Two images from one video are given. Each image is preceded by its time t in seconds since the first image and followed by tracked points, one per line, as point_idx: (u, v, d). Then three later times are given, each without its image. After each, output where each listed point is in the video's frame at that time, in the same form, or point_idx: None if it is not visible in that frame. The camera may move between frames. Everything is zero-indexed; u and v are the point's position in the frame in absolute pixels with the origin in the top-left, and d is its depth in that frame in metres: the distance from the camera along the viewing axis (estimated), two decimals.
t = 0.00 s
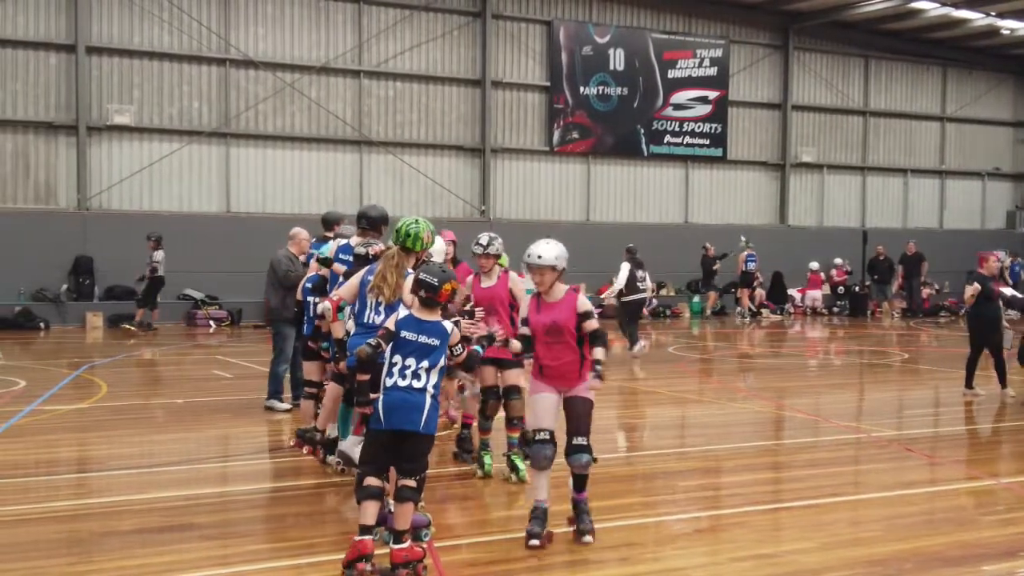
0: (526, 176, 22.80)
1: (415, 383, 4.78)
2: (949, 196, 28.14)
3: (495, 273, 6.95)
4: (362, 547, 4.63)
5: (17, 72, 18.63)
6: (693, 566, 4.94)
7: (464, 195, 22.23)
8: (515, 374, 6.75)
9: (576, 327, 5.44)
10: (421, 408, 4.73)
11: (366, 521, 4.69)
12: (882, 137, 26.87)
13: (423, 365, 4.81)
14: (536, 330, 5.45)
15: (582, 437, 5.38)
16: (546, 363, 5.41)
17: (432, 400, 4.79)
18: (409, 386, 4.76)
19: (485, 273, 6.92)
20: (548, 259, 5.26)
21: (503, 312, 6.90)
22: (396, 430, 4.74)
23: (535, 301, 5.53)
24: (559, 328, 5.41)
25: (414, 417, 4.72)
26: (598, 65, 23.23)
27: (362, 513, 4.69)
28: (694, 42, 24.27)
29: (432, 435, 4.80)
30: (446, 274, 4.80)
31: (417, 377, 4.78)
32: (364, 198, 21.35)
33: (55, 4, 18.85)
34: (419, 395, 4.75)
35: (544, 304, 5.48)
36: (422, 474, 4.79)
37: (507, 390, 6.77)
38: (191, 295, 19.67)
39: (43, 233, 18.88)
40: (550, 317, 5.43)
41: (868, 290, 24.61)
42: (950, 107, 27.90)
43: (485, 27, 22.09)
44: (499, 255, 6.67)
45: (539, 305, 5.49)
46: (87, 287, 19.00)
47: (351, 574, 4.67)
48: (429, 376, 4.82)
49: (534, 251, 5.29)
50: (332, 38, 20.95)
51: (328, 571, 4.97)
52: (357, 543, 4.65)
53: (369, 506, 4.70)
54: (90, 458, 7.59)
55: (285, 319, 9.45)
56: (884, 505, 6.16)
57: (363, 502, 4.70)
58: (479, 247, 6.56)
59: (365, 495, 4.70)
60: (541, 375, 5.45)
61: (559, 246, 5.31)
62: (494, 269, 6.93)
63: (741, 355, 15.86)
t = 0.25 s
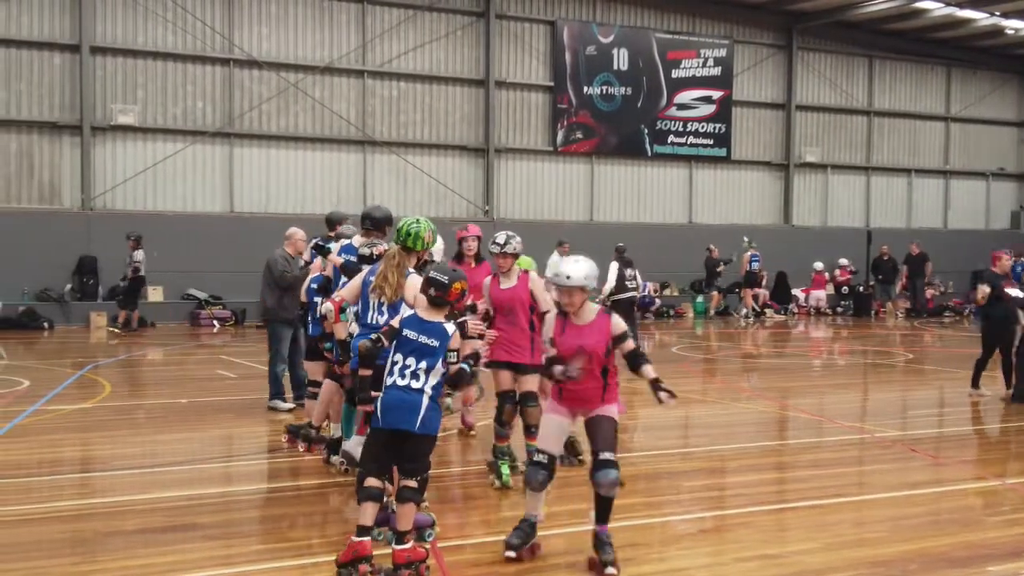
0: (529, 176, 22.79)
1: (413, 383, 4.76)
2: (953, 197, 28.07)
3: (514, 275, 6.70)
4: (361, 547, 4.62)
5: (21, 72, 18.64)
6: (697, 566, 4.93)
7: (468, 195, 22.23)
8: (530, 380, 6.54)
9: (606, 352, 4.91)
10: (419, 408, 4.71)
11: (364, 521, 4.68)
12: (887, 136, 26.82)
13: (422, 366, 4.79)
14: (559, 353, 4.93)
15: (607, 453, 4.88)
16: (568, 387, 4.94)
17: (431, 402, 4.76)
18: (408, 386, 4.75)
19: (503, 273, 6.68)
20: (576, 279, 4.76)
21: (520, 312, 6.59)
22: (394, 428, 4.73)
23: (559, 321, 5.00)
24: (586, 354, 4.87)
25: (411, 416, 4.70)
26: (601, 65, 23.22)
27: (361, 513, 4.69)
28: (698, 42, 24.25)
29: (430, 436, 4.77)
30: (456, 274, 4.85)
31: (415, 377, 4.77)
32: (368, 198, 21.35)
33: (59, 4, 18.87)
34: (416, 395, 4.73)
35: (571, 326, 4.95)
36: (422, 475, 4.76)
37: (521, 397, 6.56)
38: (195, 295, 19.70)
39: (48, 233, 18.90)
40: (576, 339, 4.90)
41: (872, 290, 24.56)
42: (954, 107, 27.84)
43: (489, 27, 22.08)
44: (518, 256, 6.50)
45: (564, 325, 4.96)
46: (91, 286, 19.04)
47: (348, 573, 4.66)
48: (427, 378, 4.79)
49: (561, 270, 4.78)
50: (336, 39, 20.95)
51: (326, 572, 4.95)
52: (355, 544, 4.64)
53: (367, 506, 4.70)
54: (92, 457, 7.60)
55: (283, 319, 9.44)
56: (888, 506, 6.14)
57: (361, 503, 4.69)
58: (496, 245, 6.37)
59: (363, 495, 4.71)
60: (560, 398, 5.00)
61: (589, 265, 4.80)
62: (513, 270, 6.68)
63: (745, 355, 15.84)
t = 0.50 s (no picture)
0: (535, 176, 22.77)
1: (421, 383, 4.75)
2: (959, 196, 27.99)
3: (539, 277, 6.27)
4: (358, 547, 4.56)
5: (27, 71, 18.64)
6: (706, 568, 4.90)
7: (473, 194, 22.22)
8: (557, 388, 6.26)
9: (678, 359, 4.63)
10: (425, 407, 4.68)
11: (365, 520, 4.65)
12: (893, 136, 26.75)
13: (430, 365, 4.78)
14: (630, 355, 4.63)
15: (661, 473, 4.49)
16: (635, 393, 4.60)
17: (437, 402, 4.72)
18: (415, 385, 4.74)
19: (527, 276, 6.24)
20: (662, 275, 4.45)
21: (546, 318, 6.20)
22: (400, 428, 4.71)
23: (633, 320, 4.68)
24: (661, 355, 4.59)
25: (417, 415, 4.67)
26: (607, 64, 23.19)
27: (363, 513, 4.67)
28: (703, 41, 24.21)
29: (437, 436, 4.72)
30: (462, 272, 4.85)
31: (423, 376, 4.76)
32: (374, 197, 21.34)
33: (65, 3, 18.87)
34: (423, 394, 4.70)
35: (646, 325, 4.64)
36: (428, 475, 4.70)
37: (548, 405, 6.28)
38: (200, 294, 19.72)
39: (53, 232, 18.91)
40: (650, 341, 4.60)
41: (878, 290, 24.51)
42: (961, 106, 27.75)
43: (494, 26, 22.05)
44: (541, 256, 6.08)
45: (637, 326, 4.65)
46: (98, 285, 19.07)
47: None
48: (435, 377, 4.77)
49: (646, 265, 4.48)
50: (342, 37, 20.94)
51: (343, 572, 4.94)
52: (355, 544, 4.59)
53: (369, 506, 4.69)
54: (99, 457, 7.59)
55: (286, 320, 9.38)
56: (897, 507, 6.12)
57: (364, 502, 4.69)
58: (518, 247, 5.94)
59: (367, 494, 4.70)
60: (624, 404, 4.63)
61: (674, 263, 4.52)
62: (536, 270, 6.26)
63: (751, 355, 15.80)
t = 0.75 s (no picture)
0: (541, 174, 22.71)
1: (441, 383, 4.75)
2: (967, 194, 27.86)
3: (567, 278, 5.93)
4: (382, 551, 4.51)
5: (33, 68, 18.59)
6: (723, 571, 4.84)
7: (480, 192, 22.15)
8: (587, 394, 5.82)
9: (752, 363, 4.16)
10: (447, 408, 4.70)
11: (388, 524, 4.59)
12: (901, 134, 26.63)
13: (449, 365, 4.78)
14: (698, 358, 4.18)
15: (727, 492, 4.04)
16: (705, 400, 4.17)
17: (458, 401, 4.75)
18: (435, 385, 4.74)
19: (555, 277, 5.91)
20: (739, 261, 4.06)
21: (576, 319, 5.82)
22: (420, 429, 4.70)
23: (700, 320, 4.22)
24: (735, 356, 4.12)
25: (440, 416, 4.68)
26: (614, 61, 23.11)
27: (386, 516, 4.60)
28: (711, 39, 24.13)
29: (457, 436, 4.76)
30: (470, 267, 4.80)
31: (443, 376, 4.76)
32: (380, 195, 21.29)
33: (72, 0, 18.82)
34: (444, 395, 4.71)
35: (717, 325, 4.18)
36: (447, 476, 4.72)
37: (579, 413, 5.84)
38: (207, 292, 19.71)
39: (59, 229, 18.87)
40: (721, 341, 4.14)
41: (885, 289, 24.42)
42: (969, 105, 27.62)
43: (501, 23, 21.98)
44: (569, 254, 5.76)
45: (707, 326, 4.20)
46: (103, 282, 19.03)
47: None
48: (455, 375, 4.79)
49: (724, 251, 4.09)
50: (349, 35, 20.88)
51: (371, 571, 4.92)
52: (379, 548, 4.54)
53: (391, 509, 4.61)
54: (106, 456, 7.55)
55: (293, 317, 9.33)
56: (913, 508, 6.05)
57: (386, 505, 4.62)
58: (544, 242, 5.62)
59: (389, 497, 4.65)
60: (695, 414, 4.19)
61: (751, 252, 4.10)
62: (565, 272, 5.94)
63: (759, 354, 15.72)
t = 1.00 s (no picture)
0: (551, 169, 22.58)
1: (464, 380, 4.68)
2: (979, 191, 27.66)
3: (606, 284, 5.34)
4: (426, 556, 4.44)
5: (41, 62, 18.51)
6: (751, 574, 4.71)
7: (489, 187, 22.03)
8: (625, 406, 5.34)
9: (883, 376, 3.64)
10: (474, 405, 4.64)
11: (428, 528, 4.51)
12: (912, 130, 26.45)
13: (472, 360, 4.71)
14: (832, 375, 3.57)
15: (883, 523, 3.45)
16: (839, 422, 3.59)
17: (483, 396, 4.70)
18: (459, 383, 4.67)
19: (594, 283, 5.32)
20: (879, 257, 3.54)
21: (617, 329, 5.28)
22: (447, 428, 4.63)
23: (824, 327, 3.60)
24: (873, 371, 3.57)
25: (466, 414, 4.62)
26: (625, 57, 22.98)
27: (424, 520, 4.52)
28: (722, 34, 23.98)
29: (482, 431, 4.71)
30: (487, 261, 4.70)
31: (466, 372, 4.69)
32: (389, 191, 21.17)
33: None
34: (469, 391, 4.65)
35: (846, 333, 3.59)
36: (472, 474, 4.68)
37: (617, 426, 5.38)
38: (215, 288, 19.63)
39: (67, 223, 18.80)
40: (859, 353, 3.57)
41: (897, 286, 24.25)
42: (980, 101, 27.43)
43: (511, 18, 21.85)
44: (608, 258, 5.17)
45: (838, 336, 3.59)
46: (111, 278, 18.95)
47: None
48: (478, 370, 4.72)
49: (858, 246, 3.54)
50: (358, 30, 20.76)
51: (399, 572, 4.82)
52: (420, 552, 4.47)
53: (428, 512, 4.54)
54: (117, 453, 7.45)
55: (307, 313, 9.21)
56: (942, 510, 5.92)
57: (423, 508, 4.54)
58: (580, 246, 5.09)
59: (423, 501, 4.56)
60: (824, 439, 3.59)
61: (879, 246, 3.60)
62: (604, 278, 5.34)
63: (772, 352, 15.58)
